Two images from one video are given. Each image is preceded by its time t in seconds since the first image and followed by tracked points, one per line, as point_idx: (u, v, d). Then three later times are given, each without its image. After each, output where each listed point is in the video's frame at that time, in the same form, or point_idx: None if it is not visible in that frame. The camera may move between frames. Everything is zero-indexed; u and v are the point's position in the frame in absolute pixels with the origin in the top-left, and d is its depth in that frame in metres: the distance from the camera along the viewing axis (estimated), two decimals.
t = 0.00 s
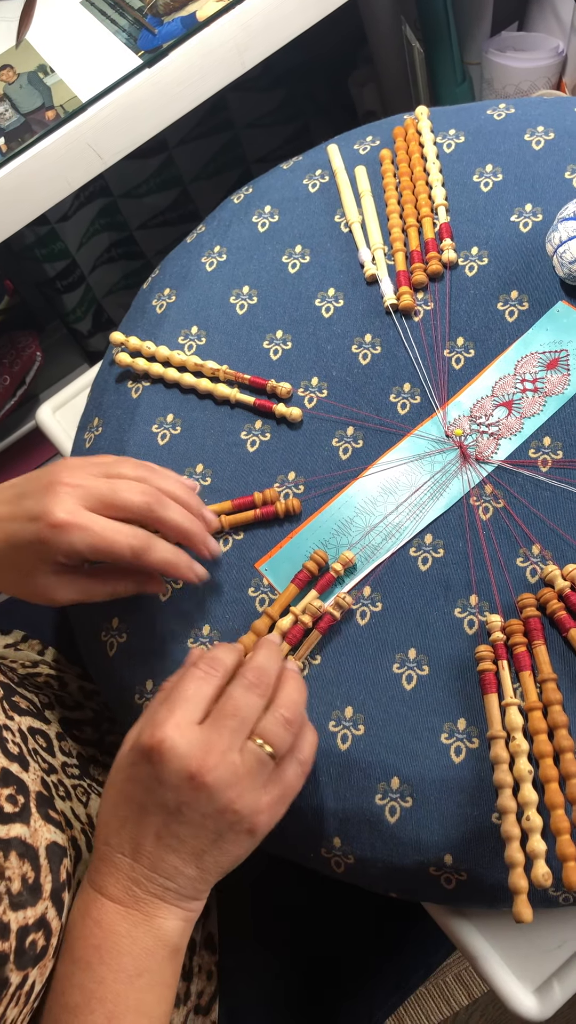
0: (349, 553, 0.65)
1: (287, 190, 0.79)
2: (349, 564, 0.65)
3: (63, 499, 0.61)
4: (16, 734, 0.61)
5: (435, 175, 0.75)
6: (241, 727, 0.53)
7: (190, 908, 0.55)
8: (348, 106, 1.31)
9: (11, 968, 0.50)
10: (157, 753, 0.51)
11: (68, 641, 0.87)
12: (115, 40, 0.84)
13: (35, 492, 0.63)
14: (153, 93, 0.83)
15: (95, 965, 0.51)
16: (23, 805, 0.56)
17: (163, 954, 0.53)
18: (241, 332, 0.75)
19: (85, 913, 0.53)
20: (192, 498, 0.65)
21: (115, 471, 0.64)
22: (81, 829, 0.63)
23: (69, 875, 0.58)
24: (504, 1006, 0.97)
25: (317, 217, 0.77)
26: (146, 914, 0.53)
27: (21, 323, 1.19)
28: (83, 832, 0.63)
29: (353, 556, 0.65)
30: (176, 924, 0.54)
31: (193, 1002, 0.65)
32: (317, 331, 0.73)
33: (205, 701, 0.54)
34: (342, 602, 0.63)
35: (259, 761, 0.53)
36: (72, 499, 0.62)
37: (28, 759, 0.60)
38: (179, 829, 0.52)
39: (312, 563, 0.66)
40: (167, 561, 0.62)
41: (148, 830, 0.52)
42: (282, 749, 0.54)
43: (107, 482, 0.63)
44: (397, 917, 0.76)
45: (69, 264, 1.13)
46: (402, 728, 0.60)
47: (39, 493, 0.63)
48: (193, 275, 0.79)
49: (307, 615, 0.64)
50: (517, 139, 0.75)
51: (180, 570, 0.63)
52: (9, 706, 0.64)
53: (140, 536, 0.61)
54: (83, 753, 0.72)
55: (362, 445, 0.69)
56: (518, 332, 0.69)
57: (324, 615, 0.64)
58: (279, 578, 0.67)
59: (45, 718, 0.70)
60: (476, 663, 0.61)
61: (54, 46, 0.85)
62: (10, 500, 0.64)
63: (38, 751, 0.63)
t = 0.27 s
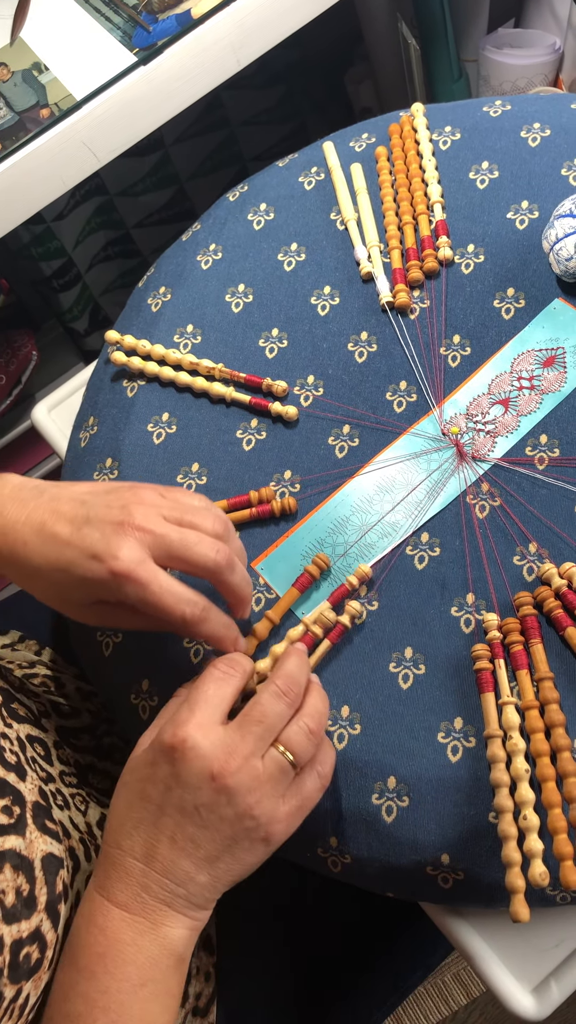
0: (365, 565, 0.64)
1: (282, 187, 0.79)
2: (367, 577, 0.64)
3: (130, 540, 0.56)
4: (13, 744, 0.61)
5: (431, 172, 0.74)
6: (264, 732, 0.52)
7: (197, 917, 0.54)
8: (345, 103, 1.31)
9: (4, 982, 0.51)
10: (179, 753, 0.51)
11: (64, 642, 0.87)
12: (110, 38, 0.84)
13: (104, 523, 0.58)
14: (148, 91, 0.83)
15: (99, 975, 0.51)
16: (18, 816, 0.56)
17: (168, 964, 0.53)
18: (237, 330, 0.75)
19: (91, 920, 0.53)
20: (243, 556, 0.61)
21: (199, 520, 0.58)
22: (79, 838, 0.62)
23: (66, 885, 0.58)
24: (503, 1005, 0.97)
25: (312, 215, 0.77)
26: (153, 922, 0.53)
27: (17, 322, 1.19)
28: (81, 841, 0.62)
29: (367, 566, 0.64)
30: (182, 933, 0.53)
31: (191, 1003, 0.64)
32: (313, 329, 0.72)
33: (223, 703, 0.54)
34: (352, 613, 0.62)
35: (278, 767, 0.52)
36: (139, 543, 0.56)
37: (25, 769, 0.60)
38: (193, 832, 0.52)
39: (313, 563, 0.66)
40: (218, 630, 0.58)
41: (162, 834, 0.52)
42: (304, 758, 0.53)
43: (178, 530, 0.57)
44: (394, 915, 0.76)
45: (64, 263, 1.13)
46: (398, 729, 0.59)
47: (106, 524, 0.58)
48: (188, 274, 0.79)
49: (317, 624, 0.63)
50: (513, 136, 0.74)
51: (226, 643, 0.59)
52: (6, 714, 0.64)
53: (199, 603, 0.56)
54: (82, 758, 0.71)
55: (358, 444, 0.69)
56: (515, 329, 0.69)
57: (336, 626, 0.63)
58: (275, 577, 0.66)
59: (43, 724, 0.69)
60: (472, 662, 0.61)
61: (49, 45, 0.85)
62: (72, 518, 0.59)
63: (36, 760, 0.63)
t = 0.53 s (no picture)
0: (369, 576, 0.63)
1: (279, 187, 0.79)
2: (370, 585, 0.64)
3: (121, 568, 0.57)
4: (10, 746, 0.61)
5: (428, 172, 0.74)
6: (290, 754, 0.52)
7: (213, 943, 0.53)
8: (342, 103, 1.31)
9: (2, 984, 0.51)
10: (202, 767, 0.51)
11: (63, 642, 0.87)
12: (106, 38, 0.84)
13: (96, 551, 0.58)
14: (144, 91, 0.82)
15: (109, 996, 0.50)
16: (15, 818, 0.56)
17: (181, 989, 0.51)
18: (234, 330, 0.74)
19: (104, 937, 0.52)
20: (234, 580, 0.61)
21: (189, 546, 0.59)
22: (76, 840, 0.62)
23: (63, 886, 0.58)
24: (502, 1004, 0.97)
25: (309, 215, 0.77)
26: (166, 944, 0.51)
27: (14, 323, 1.19)
28: (78, 842, 0.62)
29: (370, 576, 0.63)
30: (196, 958, 0.52)
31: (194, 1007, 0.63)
32: (310, 329, 0.72)
33: (255, 720, 0.53)
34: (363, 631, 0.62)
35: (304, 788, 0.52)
36: (130, 571, 0.57)
37: (22, 770, 0.60)
38: (212, 852, 0.51)
39: (313, 571, 0.65)
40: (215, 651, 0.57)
41: (181, 852, 0.52)
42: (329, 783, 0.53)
43: (170, 556, 0.58)
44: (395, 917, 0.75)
45: (62, 263, 1.13)
46: (397, 729, 0.60)
47: (99, 552, 0.58)
48: (185, 274, 0.78)
49: (336, 640, 0.62)
50: (510, 135, 0.74)
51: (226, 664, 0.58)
52: (3, 716, 0.64)
53: (191, 625, 0.56)
54: (79, 759, 0.71)
55: (355, 444, 0.69)
56: (512, 329, 0.69)
57: (355, 643, 0.62)
58: (273, 578, 0.66)
59: (39, 726, 0.69)
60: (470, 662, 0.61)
61: (45, 44, 0.85)
62: (64, 546, 0.59)
63: (32, 761, 0.63)
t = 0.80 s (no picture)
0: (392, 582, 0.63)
1: (279, 187, 0.79)
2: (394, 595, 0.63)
3: (138, 624, 0.58)
4: (12, 748, 0.61)
5: (428, 171, 0.74)
6: (325, 778, 0.53)
7: (241, 970, 0.53)
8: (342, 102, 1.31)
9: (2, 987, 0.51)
10: (235, 791, 0.52)
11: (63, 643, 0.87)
12: (105, 38, 0.84)
13: (112, 607, 0.59)
14: (144, 92, 0.82)
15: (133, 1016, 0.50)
16: (17, 820, 0.56)
17: (205, 1014, 0.51)
18: (234, 330, 0.74)
19: (132, 957, 0.53)
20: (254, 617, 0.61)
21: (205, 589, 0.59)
22: (80, 843, 0.62)
23: (65, 890, 0.58)
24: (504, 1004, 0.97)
25: (309, 215, 0.77)
26: (193, 968, 0.52)
27: (14, 323, 1.19)
28: (81, 845, 0.62)
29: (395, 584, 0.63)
30: (224, 985, 0.52)
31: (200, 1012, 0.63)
32: (311, 328, 0.72)
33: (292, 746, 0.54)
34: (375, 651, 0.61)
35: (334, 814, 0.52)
36: (147, 625, 0.58)
37: (24, 773, 0.60)
38: (242, 877, 0.52)
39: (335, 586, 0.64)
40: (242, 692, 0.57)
41: (211, 876, 0.52)
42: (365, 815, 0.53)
43: (185, 603, 0.58)
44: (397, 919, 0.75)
45: (61, 263, 1.13)
46: (399, 730, 0.60)
47: (114, 608, 0.59)
48: (185, 274, 0.78)
49: (369, 658, 0.61)
50: (510, 134, 0.74)
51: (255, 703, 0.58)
52: (5, 719, 0.64)
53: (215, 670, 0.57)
54: (81, 763, 0.71)
55: (356, 444, 0.69)
56: (513, 328, 0.69)
57: (387, 658, 0.61)
58: (274, 578, 0.66)
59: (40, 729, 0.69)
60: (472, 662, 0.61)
61: (44, 45, 0.85)
62: (83, 606, 0.61)
63: (34, 764, 0.63)
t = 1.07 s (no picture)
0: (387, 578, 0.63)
1: (279, 186, 0.79)
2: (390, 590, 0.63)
3: (156, 622, 0.57)
4: (14, 746, 0.61)
5: (427, 171, 0.74)
6: (325, 776, 0.53)
7: (238, 965, 0.54)
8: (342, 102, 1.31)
9: (3, 985, 0.51)
10: (236, 789, 0.52)
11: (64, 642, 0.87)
12: (105, 37, 0.84)
13: (128, 606, 0.58)
14: (144, 91, 0.82)
15: (131, 1012, 0.50)
16: (18, 818, 0.56)
17: (202, 1010, 0.52)
18: (233, 329, 0.75)
19: (129, 952, 0.53)
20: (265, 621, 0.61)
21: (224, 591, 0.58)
22: (81, 840, 0.62)
23: (67, 888, 0.58)
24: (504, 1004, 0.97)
25: (309, 214, 0.77)
26: (191, 964, 0.52)
27: (15, 322, 1.19)
28: (82, 843, 0.62)
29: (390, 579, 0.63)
30: (221, 980, 0.53)
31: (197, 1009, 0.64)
32: (310, 328, 0.72)
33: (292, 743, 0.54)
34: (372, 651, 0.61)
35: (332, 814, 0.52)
36: (165, 622, 0.57)
37: (26, 770, 0.60)
38: (241, 875, 0.52)
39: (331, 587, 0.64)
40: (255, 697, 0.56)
41: (210, 873, 0.53)
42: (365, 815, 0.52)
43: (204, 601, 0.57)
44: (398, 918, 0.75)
45: (62, 262, 1.13)
46: (397, 729, 0.60)
47: (131, 607, 0.58)
48: (185, 274, 0.78)
49: (364, 657, 0.61)
50: (509, 133, 0.74)
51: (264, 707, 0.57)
52: (8, 716, 0.64)
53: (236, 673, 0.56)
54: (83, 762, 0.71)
55: (355, 444, 0.69)
56: (512, 328, 0.69)
57: (384, 656, 0.61)
58: (273, 577, 0.66)
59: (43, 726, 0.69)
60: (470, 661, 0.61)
61: (44, 44, 0.85)
62: (98, 602, 0.60)
63: (36, 762, 0.63)
